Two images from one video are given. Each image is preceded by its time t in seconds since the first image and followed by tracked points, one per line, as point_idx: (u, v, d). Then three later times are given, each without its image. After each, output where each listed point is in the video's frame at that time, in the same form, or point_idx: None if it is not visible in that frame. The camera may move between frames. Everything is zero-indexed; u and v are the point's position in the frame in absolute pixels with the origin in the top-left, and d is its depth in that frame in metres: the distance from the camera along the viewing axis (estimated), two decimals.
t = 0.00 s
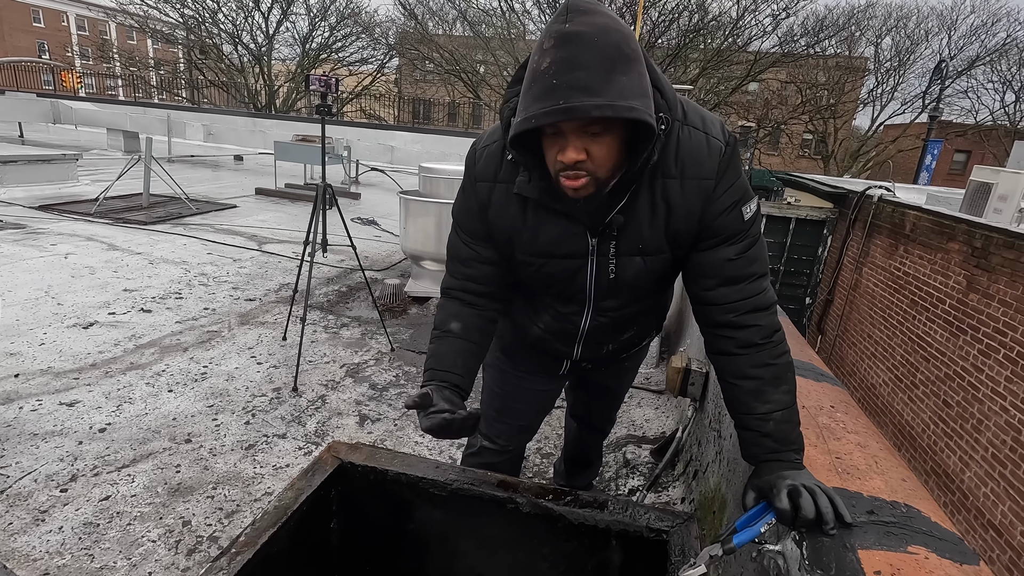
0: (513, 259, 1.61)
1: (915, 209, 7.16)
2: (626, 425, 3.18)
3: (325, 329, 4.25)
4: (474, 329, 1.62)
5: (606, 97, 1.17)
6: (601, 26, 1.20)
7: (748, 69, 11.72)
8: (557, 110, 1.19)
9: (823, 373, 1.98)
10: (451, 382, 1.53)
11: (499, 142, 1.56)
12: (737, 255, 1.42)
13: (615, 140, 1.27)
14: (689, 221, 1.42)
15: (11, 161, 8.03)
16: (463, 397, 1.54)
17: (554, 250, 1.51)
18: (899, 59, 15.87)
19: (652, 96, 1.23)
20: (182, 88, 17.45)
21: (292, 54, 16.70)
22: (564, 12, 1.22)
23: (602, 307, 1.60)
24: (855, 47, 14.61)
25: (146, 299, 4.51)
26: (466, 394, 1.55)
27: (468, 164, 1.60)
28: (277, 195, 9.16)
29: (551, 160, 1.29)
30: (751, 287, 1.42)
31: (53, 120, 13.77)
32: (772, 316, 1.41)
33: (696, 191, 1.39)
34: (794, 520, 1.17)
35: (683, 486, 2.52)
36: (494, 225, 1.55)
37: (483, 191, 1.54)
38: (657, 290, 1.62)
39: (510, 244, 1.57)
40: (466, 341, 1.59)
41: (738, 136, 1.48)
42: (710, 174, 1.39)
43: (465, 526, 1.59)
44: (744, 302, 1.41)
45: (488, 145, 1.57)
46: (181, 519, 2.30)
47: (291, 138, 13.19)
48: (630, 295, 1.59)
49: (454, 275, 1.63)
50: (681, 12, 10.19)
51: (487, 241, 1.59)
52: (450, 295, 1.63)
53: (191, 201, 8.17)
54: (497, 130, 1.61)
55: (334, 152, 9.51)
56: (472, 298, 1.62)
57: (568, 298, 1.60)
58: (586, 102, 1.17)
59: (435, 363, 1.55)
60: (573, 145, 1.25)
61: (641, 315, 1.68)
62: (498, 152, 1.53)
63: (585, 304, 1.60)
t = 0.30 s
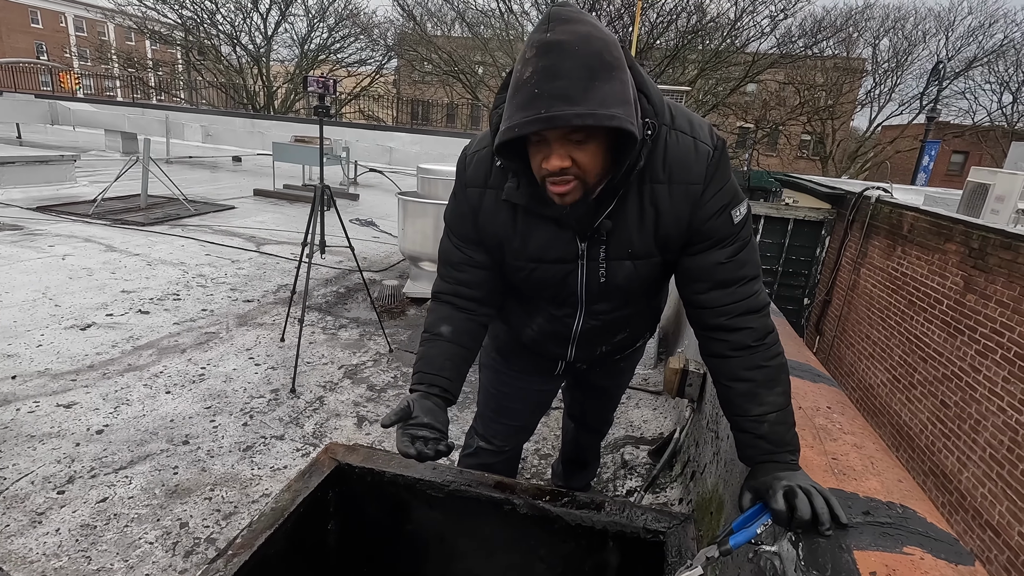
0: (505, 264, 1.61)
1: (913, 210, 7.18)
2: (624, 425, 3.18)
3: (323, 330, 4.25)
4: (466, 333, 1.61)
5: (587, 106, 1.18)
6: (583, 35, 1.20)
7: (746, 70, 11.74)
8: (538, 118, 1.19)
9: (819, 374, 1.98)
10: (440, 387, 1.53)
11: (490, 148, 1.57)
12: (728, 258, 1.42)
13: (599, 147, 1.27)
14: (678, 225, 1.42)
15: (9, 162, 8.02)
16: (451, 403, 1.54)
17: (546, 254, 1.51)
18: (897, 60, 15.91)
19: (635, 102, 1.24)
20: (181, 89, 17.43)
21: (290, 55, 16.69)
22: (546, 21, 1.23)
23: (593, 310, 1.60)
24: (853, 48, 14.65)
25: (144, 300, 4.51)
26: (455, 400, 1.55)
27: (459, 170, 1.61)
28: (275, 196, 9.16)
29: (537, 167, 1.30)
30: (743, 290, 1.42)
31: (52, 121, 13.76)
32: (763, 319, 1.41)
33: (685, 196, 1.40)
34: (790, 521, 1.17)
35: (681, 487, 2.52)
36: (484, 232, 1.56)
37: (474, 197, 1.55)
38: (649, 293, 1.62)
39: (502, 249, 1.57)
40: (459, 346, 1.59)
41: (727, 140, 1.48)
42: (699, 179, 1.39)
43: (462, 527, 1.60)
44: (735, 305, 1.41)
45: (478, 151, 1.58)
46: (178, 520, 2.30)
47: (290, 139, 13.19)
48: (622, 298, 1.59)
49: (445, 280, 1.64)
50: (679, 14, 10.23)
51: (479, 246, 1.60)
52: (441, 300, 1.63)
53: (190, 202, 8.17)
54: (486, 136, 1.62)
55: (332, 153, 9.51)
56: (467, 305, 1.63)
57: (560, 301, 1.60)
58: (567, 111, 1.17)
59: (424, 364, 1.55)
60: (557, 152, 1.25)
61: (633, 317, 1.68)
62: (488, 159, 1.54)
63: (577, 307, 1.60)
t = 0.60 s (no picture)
0: (500, 262, 1.61)
1: (911, 210, 7.19)
2: (622, 426, 3.18)
3: (322, 331, 4.24)
4: (462, 331, 1.62)
5: (578, 91, 1.18)
6: (575, 24, 1.21)
7: (745, 70, 11.74)
8: (528, 102, 1.20)
9: (818, 373, 1.99)
10: (440, 386, 1.53)
11: (486, 145, 1.57)
12: (723, 258, 1.42)
13: (590, 136, 1.27)
14: (672, 223, 1.42)
15: (7, 163, 8.01)
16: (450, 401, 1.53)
17: (540, 251, 1.51)
18: (895, 61, 15.93)
19: (626, 91, 1.24)
20: (179, 90, 17.39)
21: (289, 56, 16.69)
22: (539, 11, 1.24)
23: (588, 309, 1.60)
24: (851, 49, 14.68)
25: (142, 301, 4.50)
26: (455, 397, 1.55)
27: (454, 168, 1.61)
28: (274, 197, 9.15)
29: (528, 155, 1.30)
30: (738, 290, 1.42)
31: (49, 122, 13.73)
32: (758, 319, 1.41)
33: (678, 193, 1.40)
34: (789, 520, 1.16)
35: (680, 487, 2.52)
36: (479, 228, 1.56)
37: (468, 194, 1.55)
38: (644, 292, 1.62)
39: (496, 247, 1.58)
40: (456, 344, 1.59)
41: (721, 140, 1.48)
42: (692, 177, 1.39)
43: (460, 527, 1.59)
44: (729, 304, 1.41)
45: (474, 148, 1.59)
46: (176, 521, 2.29)
47: (288, 139, 13.18)
48: (617, 296, 1.59)
49: (441, 278, 1.64)
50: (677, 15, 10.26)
51: (474, 244, 1.60)
52: (438, 298, 1.63)
53: (188, 202, 8.16)
54: (482, 134, 1.62)
55: (331, 154, 9.51)
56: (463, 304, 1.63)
57: (554, 300, 1.60)
58: (557, 95, 1.17)
59: (423, 363, 1.55)
60: (549, 139, 1.26)
61: (629, 316, 1.68)
62: (484, 155, 1.55)
63: (572, 306, 1.60)
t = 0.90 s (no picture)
0: (500, 261, 1.61)
1: (909, 211, 7.21)
2: (621, 426, 3.18)
3: (320, 332, 4.24)
4: (461, 329, 1.62)
5: (583, 86, 1.18)
6: (580, 19, 1.21)
7: (743, 71, 11.74)
8: (534, 97, 1.20)
9: (816, 374, 1.99)
10: (438, 384, 1.54)
11: (486, 143, 1.57)
12: (723, 258, 1.42)
13: (593, 132, 1.28)
14: (673, 222, 1.42)
15: (5, 164, 8.00)
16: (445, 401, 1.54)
17: (540, 250, 1.51)
18: (893, 62, 15.97)
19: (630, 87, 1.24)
20: (177, 90, 17.35)
21: (287, 56, 16.69)
22: (544, 6, 1.24)
23: (588, 308, 1.60)
24: (849, 50, 14.71)
25: (140, 302, 4.49)
26: (450, 397, 1.55)
27: (454, 165, 1.61)
28: (273, 197, 9.15)
29: (532, 151, 1.30)
30: (737, 290, 1.42)
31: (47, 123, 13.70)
32: (757, 319, 1.41)
33: (680, 191, 1.40)
34: (786, 521, 1.17)
35: (678, 488, 2.53)
36: (479, 226, 1.56)
37: (468, 192, 1.55)
38: (643, 292, 1.63)
39: (496, 246, 1.57)
40: (455, 342, 1.60)
41: (722, 140, 1.49)
42: (694, 176, 1.39)
43: (459, 528, 1.59)
44: (729, 304, 1.41)
45: (474, 146, 1.59)
46: (174, 523, 2.29)
47: (287, 140, 13.19)
48: (616, 296, 1.59)
49: (440, 276, 1.64)
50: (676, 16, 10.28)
51: (473, 243, 1.60)
52: (437, 296, 1.63)
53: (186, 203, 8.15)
54: (482, 133, 1.62)
55: (329, 154, 9.51)
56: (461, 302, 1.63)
57: (553, 300, 1.61)
58: (563, 89, 1.18)
59: (421, 362, 1.55)
60: (553, 135, 1.26)
61: (628, 316, 1.68)
62: (484, 153, 1.55)
63: (571, 305, 1.61)
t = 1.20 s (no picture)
0: (503, 257, 1.61)
1: (907, 211, 7.22)
2: (619, 426, 3.18)
3: (318, 332, 4.23)
4: (468, 323, 1.63)
5: (588, 77, 1.18)
6: (588, 9, 1.21)
7: (741, 72, 11.76)
8: (538, 86, 1.20)
9: (814, 373, 1.99)
10: (456, 376, 1.55)
11: (491, 136, 1.57)
12: (727, 254, 1.43)
13: (598, 124, 1.29)
14: (678, 219, 1.42)
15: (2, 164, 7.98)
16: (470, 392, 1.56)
17: (544, 244, 1.51)
18: (890, 63, 16.01)
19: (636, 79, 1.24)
20: (175, 91, 17.34)
21: (286, 57, 16.69)
22: None
23: (591, 305, 1.60)
24: (847, 51, 14.75)
25: (138, 302, 4.49)
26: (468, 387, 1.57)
27: (458, 158, 1.61)
28: (272, 198, 9.14)
29: (536, 141, 1.31)
30: (740, 287, 1.42)
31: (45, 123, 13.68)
32: (759, 317, 1.42)
33: (685, 186, 1.40)
34: (784, 519, 1.17)
35: (676, 488, 2.54)
36: (483, 221, 1.56)
37: (472, 186, 1.55)
38: (646, 289, 1.63)
39: (500, 241, 1.57)
40: (465, 336, 1.61)
41: (728, 136, 1.48)
42: (700, 171, 1.39)
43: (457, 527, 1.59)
44: (732, 301, 1.42)
45: (479, 139, 1.59)
46: (172, 522, 2.28)
47: (286, 140, 13.19)
48: (620, 293, 1.59)
49: (443, 271, 1.64)
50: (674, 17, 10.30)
51: (476, 238, 1.60)
52: (440, 294, 1.64)
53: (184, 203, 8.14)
54: (487, 126, 1.62)
55: (328, 155, 9.50)
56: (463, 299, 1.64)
57: (556, 297, 1.61)
58: (568, 79, 1.18)
59: (433, 358, 1.55)
60: (558, 125, 1.27)
61: (632, 314, 1.68)
62: (489, 145, 1.55)
63: (574, 303, 1.60)
